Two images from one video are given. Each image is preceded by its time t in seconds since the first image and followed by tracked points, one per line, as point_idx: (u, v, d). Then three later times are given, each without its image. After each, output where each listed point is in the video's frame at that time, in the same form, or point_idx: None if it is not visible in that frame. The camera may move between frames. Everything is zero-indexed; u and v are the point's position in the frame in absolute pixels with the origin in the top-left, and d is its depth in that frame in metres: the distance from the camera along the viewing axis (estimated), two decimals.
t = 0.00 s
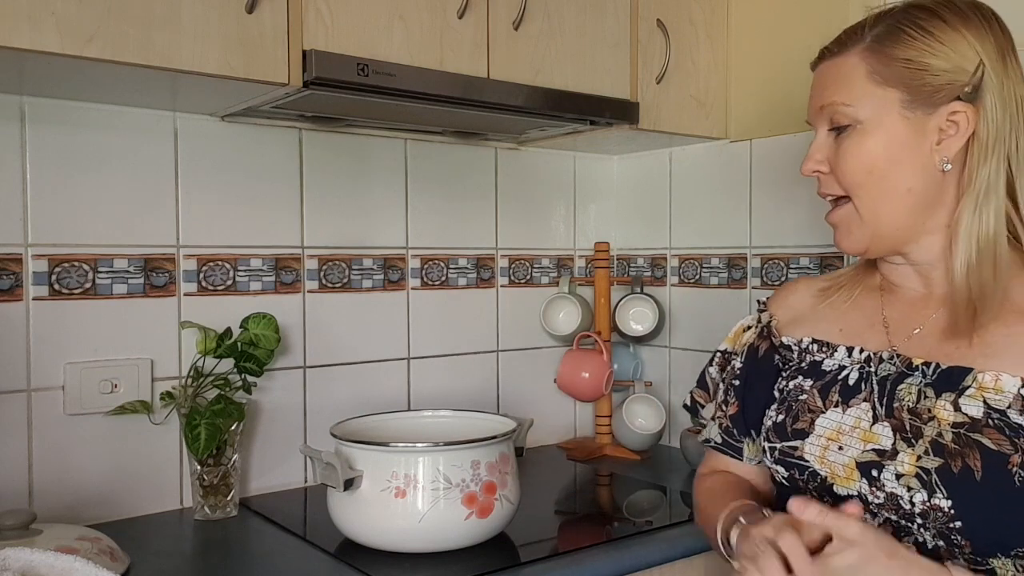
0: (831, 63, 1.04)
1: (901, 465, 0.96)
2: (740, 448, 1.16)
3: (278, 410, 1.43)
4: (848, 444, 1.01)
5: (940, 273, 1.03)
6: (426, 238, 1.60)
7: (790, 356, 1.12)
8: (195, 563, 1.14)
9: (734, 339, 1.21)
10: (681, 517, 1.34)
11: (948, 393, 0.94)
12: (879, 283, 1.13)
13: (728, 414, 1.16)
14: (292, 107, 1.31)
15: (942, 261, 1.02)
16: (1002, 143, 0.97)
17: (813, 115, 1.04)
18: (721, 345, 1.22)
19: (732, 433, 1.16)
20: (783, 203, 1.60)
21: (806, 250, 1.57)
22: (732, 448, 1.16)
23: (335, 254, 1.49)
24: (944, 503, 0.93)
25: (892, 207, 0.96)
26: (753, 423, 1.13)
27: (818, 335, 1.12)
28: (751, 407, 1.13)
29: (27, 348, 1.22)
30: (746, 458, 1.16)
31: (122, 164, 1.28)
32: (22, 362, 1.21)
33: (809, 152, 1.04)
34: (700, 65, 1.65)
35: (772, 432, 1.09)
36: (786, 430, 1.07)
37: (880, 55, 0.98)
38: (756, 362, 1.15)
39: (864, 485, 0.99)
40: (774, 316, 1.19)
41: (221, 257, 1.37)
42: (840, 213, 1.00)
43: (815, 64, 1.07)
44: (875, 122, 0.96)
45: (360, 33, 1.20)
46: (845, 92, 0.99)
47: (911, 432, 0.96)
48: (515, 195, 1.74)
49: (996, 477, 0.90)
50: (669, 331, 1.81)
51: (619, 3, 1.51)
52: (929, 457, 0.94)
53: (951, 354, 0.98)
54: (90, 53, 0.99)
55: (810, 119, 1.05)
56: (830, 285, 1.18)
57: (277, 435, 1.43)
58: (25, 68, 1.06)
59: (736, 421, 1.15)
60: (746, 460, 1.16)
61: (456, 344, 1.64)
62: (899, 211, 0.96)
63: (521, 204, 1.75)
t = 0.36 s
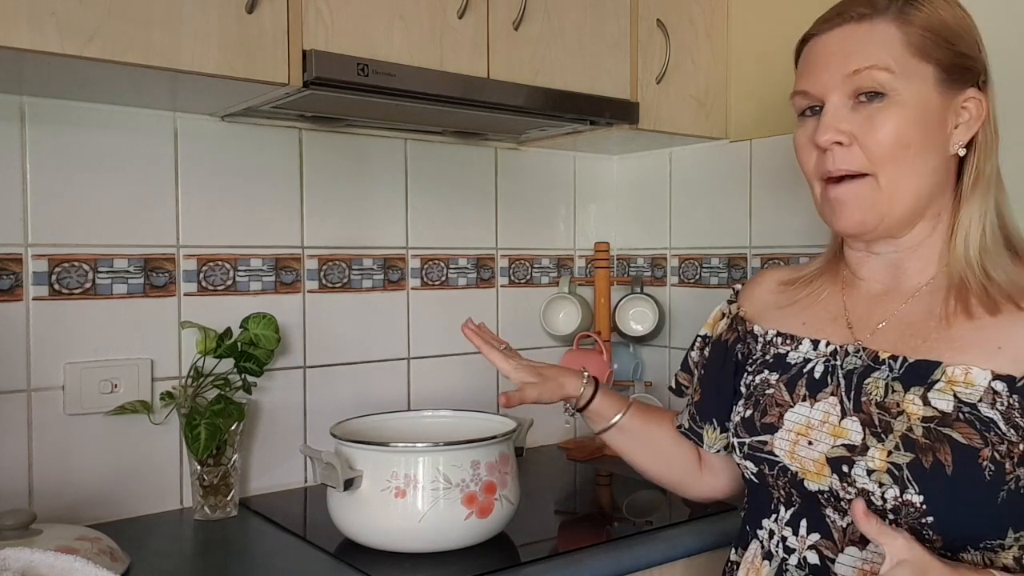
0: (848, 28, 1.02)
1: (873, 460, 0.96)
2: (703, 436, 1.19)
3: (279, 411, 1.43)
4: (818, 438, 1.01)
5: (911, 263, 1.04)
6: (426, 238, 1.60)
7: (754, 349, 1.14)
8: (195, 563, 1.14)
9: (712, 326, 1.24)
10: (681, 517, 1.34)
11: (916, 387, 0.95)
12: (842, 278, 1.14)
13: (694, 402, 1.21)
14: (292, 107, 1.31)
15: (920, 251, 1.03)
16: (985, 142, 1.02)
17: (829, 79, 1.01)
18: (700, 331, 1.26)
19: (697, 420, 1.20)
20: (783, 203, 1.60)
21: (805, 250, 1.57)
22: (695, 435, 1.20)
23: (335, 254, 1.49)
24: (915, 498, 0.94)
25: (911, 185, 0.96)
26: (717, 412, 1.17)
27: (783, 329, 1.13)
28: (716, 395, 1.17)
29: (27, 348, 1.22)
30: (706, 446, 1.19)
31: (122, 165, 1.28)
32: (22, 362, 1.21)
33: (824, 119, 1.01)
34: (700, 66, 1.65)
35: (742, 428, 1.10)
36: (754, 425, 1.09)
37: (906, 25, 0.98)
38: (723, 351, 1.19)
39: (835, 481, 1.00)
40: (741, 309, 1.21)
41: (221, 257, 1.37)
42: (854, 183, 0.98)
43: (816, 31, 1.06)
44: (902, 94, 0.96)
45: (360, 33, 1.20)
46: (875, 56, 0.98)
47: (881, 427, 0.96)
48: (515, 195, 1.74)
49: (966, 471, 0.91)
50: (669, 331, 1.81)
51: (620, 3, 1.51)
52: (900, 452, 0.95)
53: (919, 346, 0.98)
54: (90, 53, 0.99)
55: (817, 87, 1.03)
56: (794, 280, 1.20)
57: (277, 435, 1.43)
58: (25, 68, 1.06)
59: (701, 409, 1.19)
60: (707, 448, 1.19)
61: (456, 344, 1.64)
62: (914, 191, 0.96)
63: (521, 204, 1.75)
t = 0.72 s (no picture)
0: (874, 21, 1.00)
1: (854, 458, 0.97)
2: (686, 431, 1.18)
3: (279, 411, 1.43)
4: (801, 436, 1.01)
5: (896, 264, 1.05)
6: (426, 238, 1.60)
7: (739, 347, 1.14)
8: (195, 563, 1.14)
9: (700, 321, 1.24)
10: (681, 517, 1.34)
11: (898, 386, 0.95)
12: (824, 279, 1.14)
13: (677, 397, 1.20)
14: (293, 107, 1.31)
15: (907, 252, 1.04)
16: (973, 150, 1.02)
17: (851, 71, 1.00)
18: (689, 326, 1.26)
19: (681, 415, 1.19)
20: (783, 203, 1.60)
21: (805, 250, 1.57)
22: (678, 429, 1.19)
23: (335, 253, 1.49)
24: (896, 495, 0.94)
25: (919, 187, 0.97)
26: (700, 408, 1.16)
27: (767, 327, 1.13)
28: (699, 389, 1.17)
29: (27, 348, 1.22)
30: (690, 441, 1.17)
31: (122, 165, 1.28)
32: (22, 362, 1.21)
33: (841, 113, 1.00)
34: (700, 66, 1.65)
35: (726, 426, 1.10)
36: (737, 423, 1.08)
37: (928, 27, 0.98)
38: (708, 347, 1.19)
39: (817, 478, 1.00)
40: (727, 306, 1.22)
41: (221, 257, 1.37)
42: (865, 181, 0.97)
43: (832, 19, 1.04)
44: (920, 96, 0.96)
45: (360, 33, 1.20)
46: (901, 54, 0.97)
47: (863, 425, 0.97)
48: (515, 195, 1.74)
49: (946, 469, 0.92)
50: (669, 331, 1.81)
51: (620, 3, 1.51)
52: (882, 450, 0.95)
53: (903, 345, 0.98)
54: (90, 53, 0.99)
55: (834, 78, 1.02)
56: (780, 280, 1.20)
57: (277, 435, 1.43)
58: (25, 68, 1.06)
59: (683, 404, 1.18)
60: (692, 443, 1.17)
61: (456, 344, 1.64)
62: (920, 194, 0.97)
63: (521, 204, 1.75)
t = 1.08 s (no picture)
0: (874, 25, 1.00)
1: (862, 457, 0.97)
2: (688, 434, 1.18)
3: (279, 411, 1.43)
4: (807, 437, 1.01)
5: (893, 265, 1.05)
6: (426, 238, 1.60)
7: (738, 350, 1.14)
8: (195, 563, 1.14)
9: (697, 326, 1.24)
10: (681, 517, 1.34)
11: (903, 385, 0.95)
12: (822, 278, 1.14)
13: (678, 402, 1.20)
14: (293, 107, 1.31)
15: (904, 254, 1.04)
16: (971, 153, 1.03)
17: (847, 75, 1.00)
18: (687, 331, 1.25)
19: (682, 419, 1.18)
20: (782, 203, 1.60)
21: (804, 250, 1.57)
22: (680, 434, 1.19)
23: (335, 254, 1.49)
24: (905, 494, 0.94)
25: (912, 193, 0.97)
26: (701, 412, 1.16)
27: (768, 329, 1.13)
28: (699, 393, 1.17)
29: (27, 348, 1.22)
30: (692, 446, 1.17)
31: (122, 165, 1.28)
32: (22, 362, 1.21)
33: (836, 117, 1.00)
34: (700, 66, 1.65)
35: (729, 428, 1.10)
36: (741, 425, 1.08)
37: (927, 32, 0.97)
38: (706, 351, 1.19)
39: (825, 478, 1.00)
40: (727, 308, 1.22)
41: (221, 257, 1.37)
42: (858, 185, 0.98)
43: (833, 21, 1.03)
44: (916, 102, 0.96)
45: (359, 33, 1.20)
46: (899, 59, 0.97)
47: (869, 424, 0.97)
48: (515, 195, 1.74)
49: (954, 466, 0.92)
50: (669, 331, 1.81)
51: (620, 3, 1.51)
52: (889, 449, 0.95)
53: (901, 346, 0.99)
54: (90, 53, 0.99)
55: (831, 81, 1.02)
56: (778, 279, 1.20)
57: (277, 435, 1.43)
58: (24, 68, 1.06)
59: (684, 408, 1.18)
60: (694, 448, 1.18)
61: (455, 343, 1.64)
62: (914, 199, 0.98)
63: (521, 204, 1.75)
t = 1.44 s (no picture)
0: (869, 29, 1.00)
1: (859, 457, 0.97)
2: (688, 432, 1.18)
3: (279, 411, 1.43)
4: (805, 436, 1.01)
5: (894, 266, 1.05)
6: (426, 238, 1.60)
7: (740, 348, 1.14)
8: (195, 563, 1.14)
9: (701, 325, 1.24)
10: (681, 517, 1.34)
11: (902, 385, 0.95)
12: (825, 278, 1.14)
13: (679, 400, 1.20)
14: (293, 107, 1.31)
15: (906, 255, 1.04)
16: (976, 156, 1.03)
17: (843, 79, 1.00)
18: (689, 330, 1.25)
19: (683, 416, 1.18)
20: (782, 203, 1.60)
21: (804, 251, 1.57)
22: (681, 432, 1.19)
23: (335, 254, 1.49)
24: (901, 493, 0.94)
25: (910, 195, 0.97)
26: (701, 410, 1.16)
27: (770, 328, 1.13)
28: (700, 392, 1.17)
29: (27, 348, 1.22)
30: (692, 443, 1.17)
31: (122, 164, 1.28)
32: (22, 362, 1.21)
33: (832, 121, 1.00)
34: (700, 66, 1.65)
35: (728, 426, 1.10)
36: (740, 423, 1.08)
37: (923, 34, 0.97)
38: (709, 350, 1.19)
39: (821, 477, 1.00)
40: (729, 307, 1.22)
41: (221, 257, 1.37)
42: (854, 189, 0.98)
43: (828, 25, 1.03)
44: (911, 105, 0.96)
45: (359, 33, 1.20)
46: (894, 62, 0.97)
47: (867, 424, 0.97)
48: (515, 195, 1.74)
49: (951, 467, 0.92)
50: (669, 331, 1.81)
51: (620, 3, 1.51)
52: (886, 449, 0.95)
53: (902, 347, 0.99)
54: (91, 53, 0.99)
55: (827, 86, 1.02)
56: (781, 280, 1.20)
57: (277, 435, 1.43)
58: (24, 68, 1.06)
59: (685, 406, 1.18)
60: (694, 446, 1.17)
61: (456, 344, 1.64)
62: (912, 202, 0.97)
63: (521, 204, 1.75)
